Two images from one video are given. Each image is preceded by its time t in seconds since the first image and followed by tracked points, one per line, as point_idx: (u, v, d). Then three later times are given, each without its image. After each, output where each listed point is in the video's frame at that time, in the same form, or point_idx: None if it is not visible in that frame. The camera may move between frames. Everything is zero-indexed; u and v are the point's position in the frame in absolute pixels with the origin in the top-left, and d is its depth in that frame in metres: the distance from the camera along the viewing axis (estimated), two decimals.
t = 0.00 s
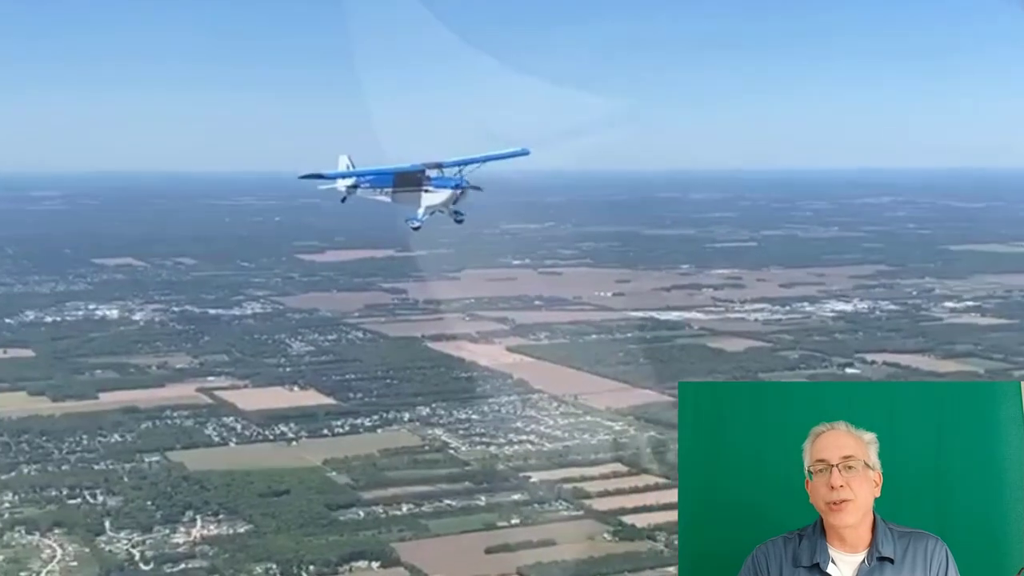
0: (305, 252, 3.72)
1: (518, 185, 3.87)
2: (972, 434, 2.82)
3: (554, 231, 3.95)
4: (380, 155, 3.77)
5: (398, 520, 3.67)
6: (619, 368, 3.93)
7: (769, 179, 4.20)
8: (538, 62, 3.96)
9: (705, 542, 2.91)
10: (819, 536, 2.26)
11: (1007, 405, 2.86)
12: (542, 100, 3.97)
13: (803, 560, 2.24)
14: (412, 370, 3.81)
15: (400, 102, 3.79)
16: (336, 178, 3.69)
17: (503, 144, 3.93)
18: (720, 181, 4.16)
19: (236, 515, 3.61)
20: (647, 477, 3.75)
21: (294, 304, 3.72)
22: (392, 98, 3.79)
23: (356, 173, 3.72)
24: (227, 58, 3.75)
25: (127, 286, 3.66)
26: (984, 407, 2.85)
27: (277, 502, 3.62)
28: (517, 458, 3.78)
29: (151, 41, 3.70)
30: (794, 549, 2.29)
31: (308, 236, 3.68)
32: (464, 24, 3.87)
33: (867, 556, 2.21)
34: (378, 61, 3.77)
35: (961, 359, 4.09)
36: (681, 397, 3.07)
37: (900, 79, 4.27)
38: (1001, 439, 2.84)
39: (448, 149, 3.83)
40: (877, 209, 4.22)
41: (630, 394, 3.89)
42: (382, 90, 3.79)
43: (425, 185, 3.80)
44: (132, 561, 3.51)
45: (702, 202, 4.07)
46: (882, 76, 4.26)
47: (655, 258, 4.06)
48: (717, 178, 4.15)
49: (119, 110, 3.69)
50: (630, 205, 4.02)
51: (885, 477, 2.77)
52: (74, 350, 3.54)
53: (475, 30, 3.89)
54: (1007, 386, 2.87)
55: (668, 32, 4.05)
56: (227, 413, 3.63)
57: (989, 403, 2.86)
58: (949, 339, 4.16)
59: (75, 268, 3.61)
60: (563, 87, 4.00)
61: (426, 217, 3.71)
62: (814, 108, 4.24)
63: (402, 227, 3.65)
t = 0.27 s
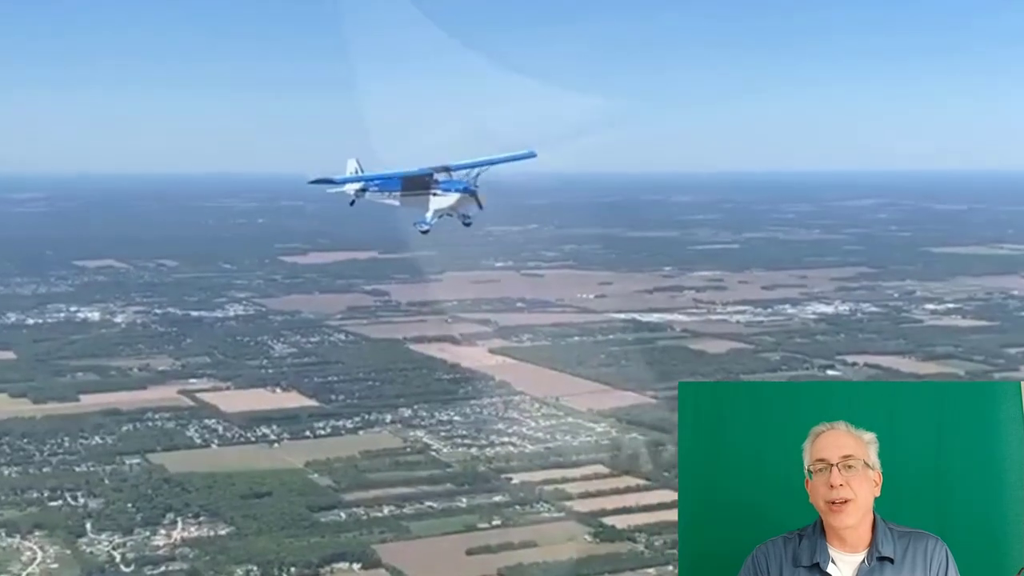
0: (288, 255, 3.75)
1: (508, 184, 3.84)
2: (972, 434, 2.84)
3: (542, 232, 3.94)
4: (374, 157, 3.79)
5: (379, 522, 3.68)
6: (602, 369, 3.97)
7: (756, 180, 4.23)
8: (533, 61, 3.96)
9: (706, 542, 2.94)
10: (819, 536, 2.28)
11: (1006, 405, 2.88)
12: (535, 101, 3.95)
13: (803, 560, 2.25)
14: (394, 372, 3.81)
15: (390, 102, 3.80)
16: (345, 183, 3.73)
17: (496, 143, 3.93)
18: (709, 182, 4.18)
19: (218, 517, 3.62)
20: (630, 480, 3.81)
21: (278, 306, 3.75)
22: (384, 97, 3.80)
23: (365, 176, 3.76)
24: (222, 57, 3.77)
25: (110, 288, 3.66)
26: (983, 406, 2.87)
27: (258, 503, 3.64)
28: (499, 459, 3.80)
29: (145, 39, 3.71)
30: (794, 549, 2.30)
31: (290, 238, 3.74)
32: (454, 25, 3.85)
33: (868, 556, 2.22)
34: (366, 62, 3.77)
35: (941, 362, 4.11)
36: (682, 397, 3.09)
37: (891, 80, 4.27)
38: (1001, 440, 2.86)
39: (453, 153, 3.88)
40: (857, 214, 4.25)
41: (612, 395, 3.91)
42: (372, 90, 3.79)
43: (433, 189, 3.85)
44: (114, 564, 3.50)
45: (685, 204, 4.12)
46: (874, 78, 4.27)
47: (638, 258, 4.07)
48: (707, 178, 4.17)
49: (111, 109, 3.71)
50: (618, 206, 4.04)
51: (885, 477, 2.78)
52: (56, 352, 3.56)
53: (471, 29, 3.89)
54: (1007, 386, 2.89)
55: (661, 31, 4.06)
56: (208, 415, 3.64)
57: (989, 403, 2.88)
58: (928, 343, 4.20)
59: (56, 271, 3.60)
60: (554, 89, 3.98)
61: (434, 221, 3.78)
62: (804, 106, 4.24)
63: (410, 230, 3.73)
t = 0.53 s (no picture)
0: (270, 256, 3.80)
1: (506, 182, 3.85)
2: (972, 434, 2.81)
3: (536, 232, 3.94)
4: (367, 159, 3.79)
5: (359, 523, 3.68)
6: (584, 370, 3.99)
7: (747, 181, 4.26)
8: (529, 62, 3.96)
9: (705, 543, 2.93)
10: (819, 536, 2.21)
11: (1007, 404, 2.85)
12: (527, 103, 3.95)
13: (803, 560, 2.19)
14: (376, 374, 3.84)
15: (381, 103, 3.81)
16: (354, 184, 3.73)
17: (492, 143, 3.93)
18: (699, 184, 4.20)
19: (198, 519, 3.62)
20: (608, 480, 3.84)
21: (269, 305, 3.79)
22: (381, 97, 3.80)
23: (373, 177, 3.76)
24: (220, 56, 3.77)
25: (90, 290, 3.66)
26: (983, 406, 2.85)
27: (239, 505, 3.64)
28: (480, 461, 3.80)
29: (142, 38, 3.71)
30: (794, 548, 2.24)
31: (271, 239, 3.79)
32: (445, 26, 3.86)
33: (867, 556, 2.15)
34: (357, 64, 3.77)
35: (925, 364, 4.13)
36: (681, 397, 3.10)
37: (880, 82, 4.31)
38: (1003, 440, 2.83)
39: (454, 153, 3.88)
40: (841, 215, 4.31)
41: (591, 396, 3.92)
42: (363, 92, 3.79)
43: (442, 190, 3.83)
44: (94, 565, 3.49)
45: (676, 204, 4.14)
46: (868, 79, 4.30)
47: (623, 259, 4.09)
48: (699, 180, 4.18)
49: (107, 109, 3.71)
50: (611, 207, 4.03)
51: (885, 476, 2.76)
52: (37, 353, 3.56)
53: (469, 29, 3.90)
54: (1008, 385, 2.86)
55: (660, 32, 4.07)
56: (190, 417, 3.65)
57: (989, 403, 2.86)
58: (906, 345, 4.22)
59: (36, 272, 3.62)
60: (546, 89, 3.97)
61: (442, 222, 3.76)
62: (798, 109, 4.28)
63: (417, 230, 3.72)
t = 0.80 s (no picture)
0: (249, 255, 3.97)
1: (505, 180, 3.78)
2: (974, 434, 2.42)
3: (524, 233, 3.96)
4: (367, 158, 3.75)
5: (341, 523, 3.54)
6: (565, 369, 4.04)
7: (746, 181, 4.31)
8: (525, 62, 3.99)
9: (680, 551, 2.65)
10: (818, 534, 1.89)
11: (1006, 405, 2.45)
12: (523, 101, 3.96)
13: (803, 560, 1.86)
14: (355, 374, 3.91)
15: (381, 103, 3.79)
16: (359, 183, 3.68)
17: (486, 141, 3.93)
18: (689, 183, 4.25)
19: (177, 520, 3.49)
20: (589, 481, 3.68)
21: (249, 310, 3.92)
22: (380, 97, 3.78)
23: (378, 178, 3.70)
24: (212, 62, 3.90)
25: (69, 291, 3.72)
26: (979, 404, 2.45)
27: (218, 506, 3.55)
28: (460, 460, 3.69)
29: (149, 44, 3.87)
30: (794, 549, 1.90)
31: (253, 240, 3.99)
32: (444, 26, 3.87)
33: (867, 556, 1.83)
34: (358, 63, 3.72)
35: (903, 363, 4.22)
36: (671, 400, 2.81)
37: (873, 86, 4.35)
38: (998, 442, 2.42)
39: (455, 156, 3.87)
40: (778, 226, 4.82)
41: (570, 396, 3.93)
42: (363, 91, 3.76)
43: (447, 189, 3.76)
44: (72, 566, 3.29)
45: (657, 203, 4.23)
46: (857, 79, 4.35)
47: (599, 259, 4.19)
48: (687, 179, 4.25)
49: (114, 110, 3.84)
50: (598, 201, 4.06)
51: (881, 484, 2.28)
52: (15, 354, 3.54)
53: (468, 31, 3.93)
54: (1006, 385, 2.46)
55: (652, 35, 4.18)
56: (168, 418, 3.67)
57: (985, 403, 2.45)
58: (886, 345, 4.39)
59: (17, 274, 3.66)
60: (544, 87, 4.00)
61: (448, 222, 3.72)
62: (789, 111, 4.35)
63: (423, 230, 3.70)
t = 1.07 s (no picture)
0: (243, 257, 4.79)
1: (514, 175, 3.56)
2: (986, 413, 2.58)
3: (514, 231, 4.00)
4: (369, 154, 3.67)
5: (320, 522, 3.34)
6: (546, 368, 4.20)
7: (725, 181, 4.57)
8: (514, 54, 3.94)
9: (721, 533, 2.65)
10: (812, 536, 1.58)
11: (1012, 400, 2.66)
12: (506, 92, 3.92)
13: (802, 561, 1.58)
14: (336, 373, 4.28)
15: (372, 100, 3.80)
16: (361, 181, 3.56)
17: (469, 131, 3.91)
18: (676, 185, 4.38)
19: (155, 519, 3.34)
20: (568, 480, 3.61)
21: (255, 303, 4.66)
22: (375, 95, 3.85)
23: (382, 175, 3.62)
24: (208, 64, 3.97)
25: (48, 289, 4.41)
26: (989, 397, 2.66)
27: (196, 505, 3.41)
28: (439, 459, 3.71)
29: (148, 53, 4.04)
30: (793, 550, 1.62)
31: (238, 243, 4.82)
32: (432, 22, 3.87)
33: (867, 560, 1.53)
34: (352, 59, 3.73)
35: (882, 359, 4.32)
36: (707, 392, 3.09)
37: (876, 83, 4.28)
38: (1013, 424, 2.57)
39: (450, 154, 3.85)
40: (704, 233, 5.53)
41: (547, 395, 4.07)
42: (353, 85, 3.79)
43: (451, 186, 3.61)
44: (49, 564, 3.10)
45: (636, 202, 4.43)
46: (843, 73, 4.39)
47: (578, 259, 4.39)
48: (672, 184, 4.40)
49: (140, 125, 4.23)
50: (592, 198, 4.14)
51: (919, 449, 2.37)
52: None
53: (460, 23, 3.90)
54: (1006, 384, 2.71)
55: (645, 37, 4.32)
56: (149, 417, 3.90)
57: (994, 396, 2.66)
58: (865, 343, 4.49)
59: None
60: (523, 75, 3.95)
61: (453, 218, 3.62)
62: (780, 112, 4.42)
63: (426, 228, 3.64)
